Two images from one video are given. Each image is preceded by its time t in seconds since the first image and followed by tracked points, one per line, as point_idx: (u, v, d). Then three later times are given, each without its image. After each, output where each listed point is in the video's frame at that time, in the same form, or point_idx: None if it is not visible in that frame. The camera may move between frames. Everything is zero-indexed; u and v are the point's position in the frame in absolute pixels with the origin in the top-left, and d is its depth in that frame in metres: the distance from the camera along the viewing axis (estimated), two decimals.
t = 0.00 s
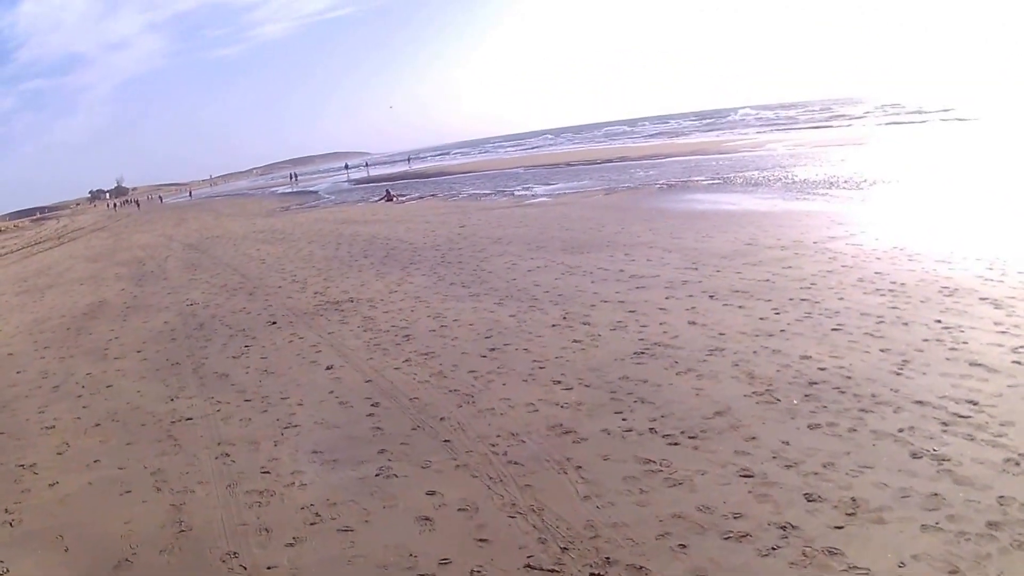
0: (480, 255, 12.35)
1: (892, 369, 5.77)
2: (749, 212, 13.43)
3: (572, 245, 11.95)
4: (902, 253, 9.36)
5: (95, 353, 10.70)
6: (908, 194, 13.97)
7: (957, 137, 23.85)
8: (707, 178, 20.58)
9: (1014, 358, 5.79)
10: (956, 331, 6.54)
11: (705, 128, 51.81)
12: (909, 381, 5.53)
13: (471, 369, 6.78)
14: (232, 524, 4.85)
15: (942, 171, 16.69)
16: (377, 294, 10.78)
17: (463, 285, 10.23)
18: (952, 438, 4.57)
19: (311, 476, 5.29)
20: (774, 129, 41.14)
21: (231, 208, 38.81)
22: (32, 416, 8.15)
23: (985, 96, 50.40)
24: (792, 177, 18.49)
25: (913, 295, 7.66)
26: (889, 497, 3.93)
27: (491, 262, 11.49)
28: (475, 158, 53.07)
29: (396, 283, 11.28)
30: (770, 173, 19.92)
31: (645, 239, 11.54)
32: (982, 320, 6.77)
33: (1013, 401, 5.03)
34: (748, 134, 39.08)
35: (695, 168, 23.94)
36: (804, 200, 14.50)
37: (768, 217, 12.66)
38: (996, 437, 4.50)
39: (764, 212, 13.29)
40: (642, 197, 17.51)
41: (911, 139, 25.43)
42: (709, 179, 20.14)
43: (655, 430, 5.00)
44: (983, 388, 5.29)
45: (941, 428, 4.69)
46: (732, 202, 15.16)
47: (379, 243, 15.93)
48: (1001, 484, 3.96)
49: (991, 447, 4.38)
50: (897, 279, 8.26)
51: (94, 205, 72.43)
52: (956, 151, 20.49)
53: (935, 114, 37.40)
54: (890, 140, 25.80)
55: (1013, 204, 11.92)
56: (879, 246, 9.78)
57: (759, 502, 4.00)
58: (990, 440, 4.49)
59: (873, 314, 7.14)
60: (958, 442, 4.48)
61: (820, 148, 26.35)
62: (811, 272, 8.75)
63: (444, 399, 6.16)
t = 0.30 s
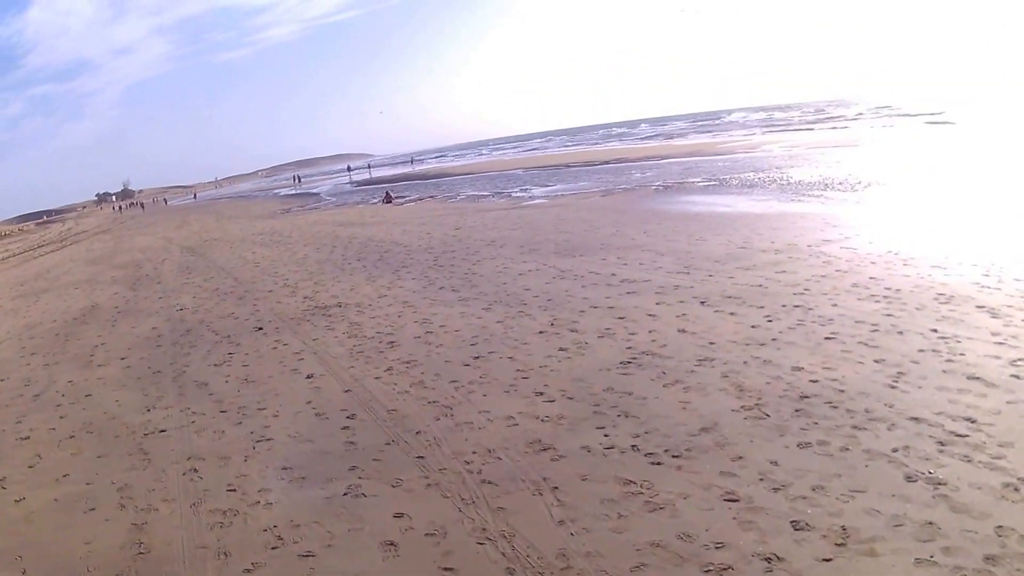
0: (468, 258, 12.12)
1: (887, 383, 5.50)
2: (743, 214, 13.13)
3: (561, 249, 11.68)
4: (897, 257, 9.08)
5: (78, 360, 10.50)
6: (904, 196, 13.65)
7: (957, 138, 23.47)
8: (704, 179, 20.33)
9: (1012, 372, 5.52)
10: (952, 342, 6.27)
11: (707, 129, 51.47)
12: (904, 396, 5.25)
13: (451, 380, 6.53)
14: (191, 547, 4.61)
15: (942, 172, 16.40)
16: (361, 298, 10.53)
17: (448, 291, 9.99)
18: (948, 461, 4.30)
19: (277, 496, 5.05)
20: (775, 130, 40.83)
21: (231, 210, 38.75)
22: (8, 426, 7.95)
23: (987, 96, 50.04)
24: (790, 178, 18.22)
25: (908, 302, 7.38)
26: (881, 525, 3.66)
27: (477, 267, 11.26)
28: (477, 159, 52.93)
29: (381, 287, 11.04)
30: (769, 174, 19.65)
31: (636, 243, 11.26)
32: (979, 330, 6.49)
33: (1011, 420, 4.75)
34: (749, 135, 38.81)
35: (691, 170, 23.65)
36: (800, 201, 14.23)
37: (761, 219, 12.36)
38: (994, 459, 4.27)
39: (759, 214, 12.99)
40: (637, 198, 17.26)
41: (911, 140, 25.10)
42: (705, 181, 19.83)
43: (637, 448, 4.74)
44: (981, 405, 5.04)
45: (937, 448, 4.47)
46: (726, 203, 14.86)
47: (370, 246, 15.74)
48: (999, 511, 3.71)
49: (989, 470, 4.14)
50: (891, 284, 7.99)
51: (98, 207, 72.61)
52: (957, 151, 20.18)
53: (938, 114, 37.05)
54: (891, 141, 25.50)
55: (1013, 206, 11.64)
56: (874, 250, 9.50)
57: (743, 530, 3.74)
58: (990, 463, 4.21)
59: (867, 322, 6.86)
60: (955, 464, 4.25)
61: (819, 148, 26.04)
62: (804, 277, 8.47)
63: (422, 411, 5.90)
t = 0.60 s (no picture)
0: (456, 263, 11.88)
1: (880, 397, 5.21)
2: (738, 216, 12.83)
3: (551, 254, 11.43)
4: (892, 260, 8.77)
5: (61, 368, 10.30)
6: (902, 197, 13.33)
7: (959, 138, 23.15)
8: (702, 181, 20.07)
9: (1011, 385, 5.22)
10: (948, 351, 5.98)
11: (709, 130, 51.11)
12: (899, 412, 4.97)
13: (429, 391, 6.27)
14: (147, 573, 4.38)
15: (941, 173, 16.08)
16: (346, 303, 10.29)
17: (432, 296, 9.75)
18: (946, 485, 4.02)
19: (241, 519, 4.82)
20: (777, 131, 40.51)
21: (231, 213, 38.68)
22: None
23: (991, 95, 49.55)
24: (787, 179, 17.94)
25: (903, 308, 7.08)
26: (872, 560, 3.38)
27: (464, 272, 11.01)
28: (478, 161, 52.81)
29: (366, 292, 10.80)
30: (767, 175, 19.35)
31: (628, 249, 10.99)
32: (975, 338, 6.20)
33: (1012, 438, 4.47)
34: (750, 136, 38.50)
35: (688, 171, 23.35)
36: (797, 202, 13.93)
37: (757, 221, 12.05)
38: (993, 483, 4.00)
39: (754, 216, 12.69)
40: (632, 201, 17.01)
41: (912, 140, 24.72)
42: (702, 182, 19.53)
43: (617, 470, 4.47)
44: (979, 421, 4.76)
45: (933, 470, 4.20)
46: (722, 205, 14.56)
47: (361, 250, 15.54)
48: (998, 542, 3.44)
49: (987, 495, 3.87)
50: (885, 289, 7.69)
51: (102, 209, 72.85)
52: (958, 151, 19.86)
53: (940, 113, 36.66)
54: (892, 141, 25.16)
55: (1012, 206, 11.33)
56: (869, 252, 9.20)
57: (724, 565, 3.46)
58: (990, 489, 3.93)
59: (861, 330, 6.56)
60: (951, 488, 3.98)
61: (819, 149, 25.71)
62: (796, 281, 8.18)
63: (398, 426, 5.64)
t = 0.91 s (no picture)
0: (446, 269, 11.64)
1: (876, 412, 4.92)
2: (735, 220, 12.53)
3: (542, 260, 11.17)
4: (890, 265, 8.46)
5: (45, 376, 10.10)
6: (902, 200, 13.00)
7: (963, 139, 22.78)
8: (701, 184, 19.76)
9: (1013, 399, 4.93)
10: (947, 362, 5.67)
11: (713, 132, 50.74)
12: (895, 429, 4.68)
13: (406, 404, 6.01)
14: None
15: (944, 175, 15.75)
16: (331, 309, 10.06)
17: (418, 303, 9.51)
18: (944, 513, 3.73)
19: (202, 543, 4.58)
20: (780, 133, 40.12)
21: (232, 217, 38.58)
22: None
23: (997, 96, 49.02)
24: (787, 182, 17.62)
25: (899, 315, 6.77)
26: None
27: (452, 278, 10.78)
28: (480, 164, 52.58)
29: (352, 299, 10.58)
30: (767, 178, 19.03)
31: (621, 255, 10.71)
32: (974, 347, 5.89)
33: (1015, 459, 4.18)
34: (753, 138, 38.14)
35: (686, 174, 23.06)
36: (795, 205, 13.62)
37: (753, 225, 11.75)
38: (995, 509, 3.72)
39: (750, 220, 12.39)
40: (629, 205, 16.72)
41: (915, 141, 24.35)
42: (701, 185, 19.23)
43: (595, 494, 4.21)
44: (979, 440, 4.47)
45: (931, 495, 3.91)
46: (718, 209, 14.26)
47: (354, 255, 15.32)
48: None
49: (988, 524, 3.59)
50: (881, 295, 7.39)
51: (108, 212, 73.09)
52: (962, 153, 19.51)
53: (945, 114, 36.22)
54: (895, 142, 24.81)
55: (1015, 209, 11.01)
56: (866, 257, 8.90)
57: None
58: (991, 517, 3.65)
59: (857, 339, 6.26)
60: (950, 516, 3.70)
61: (822, 150, 25.35)
62: (790, 288, 7.89)
63: (372, 443, 5.38)
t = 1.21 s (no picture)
0: (439, 276, 11.40)
1: (879, 434, 4.63)
2: (735, 226, 12.26)
3: (537, 267, 10.93)
4: (893, 274, 8.17)
5: (29, 382, 9.87)
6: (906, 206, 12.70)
7: (970, 145, 22.45)
8: (703, 189, 19.50)
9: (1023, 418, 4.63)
10: (953, 378, 5.38)
11: (718, 137, 50.45)
12: (899, 452, 4.39)
13: (386, 420, 5.75)
14: None
15: (950, 181, 15.45)
16: (320, 315, 9.82)
17: (407, 311, 9.26)
18: (952, 547, 3.44)
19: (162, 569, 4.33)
20: (784, 138, 39.82)
21: (233, 220, 38.45)
22: None
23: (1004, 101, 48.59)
24: (790, 188, 17.32)
25: (903, 327, 6.48)
26: None
27: (445, 286, 10.53)
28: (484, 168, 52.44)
29: (342, 305, 10.34)
30: (770, 183, 18.74)
31: (618, 262, 10.44)
32: (982, 362, 5.59)
33: None
34: (758, 143, 37.83)
35: (688, 180, 22.77)
36: (798, 212, 13.33)
37: (754, 232, 11.47)
38: (1006, 541, 3.43)
39: (751, 226, 12.11)
40: (629, 210, 16.47)
41: (920, 147, 24.01)
42: (703, 191, 18.96)
43: (576, 523, 3.93)
44: (988, 463, 4.18)
45: (937, 526, 3.62)
46: (719, 215, 13.99)
47: (349, 260, 15.10)
48: None
49: (999, 558, 3.31)
50: (884, 306, 7.09)
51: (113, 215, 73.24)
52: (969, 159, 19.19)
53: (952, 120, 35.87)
54: (900, 147, 24.49)
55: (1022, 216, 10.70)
56: (868, 266, 8.61)
57: None
58: (1002, 551, 3.36)
59: (859, 353, 5.97)
60: (957, 550, 3.41)
61: (827, 156, 25.04)
62: (790, 299, 7.60)
63: (347, 463, 5.13)
